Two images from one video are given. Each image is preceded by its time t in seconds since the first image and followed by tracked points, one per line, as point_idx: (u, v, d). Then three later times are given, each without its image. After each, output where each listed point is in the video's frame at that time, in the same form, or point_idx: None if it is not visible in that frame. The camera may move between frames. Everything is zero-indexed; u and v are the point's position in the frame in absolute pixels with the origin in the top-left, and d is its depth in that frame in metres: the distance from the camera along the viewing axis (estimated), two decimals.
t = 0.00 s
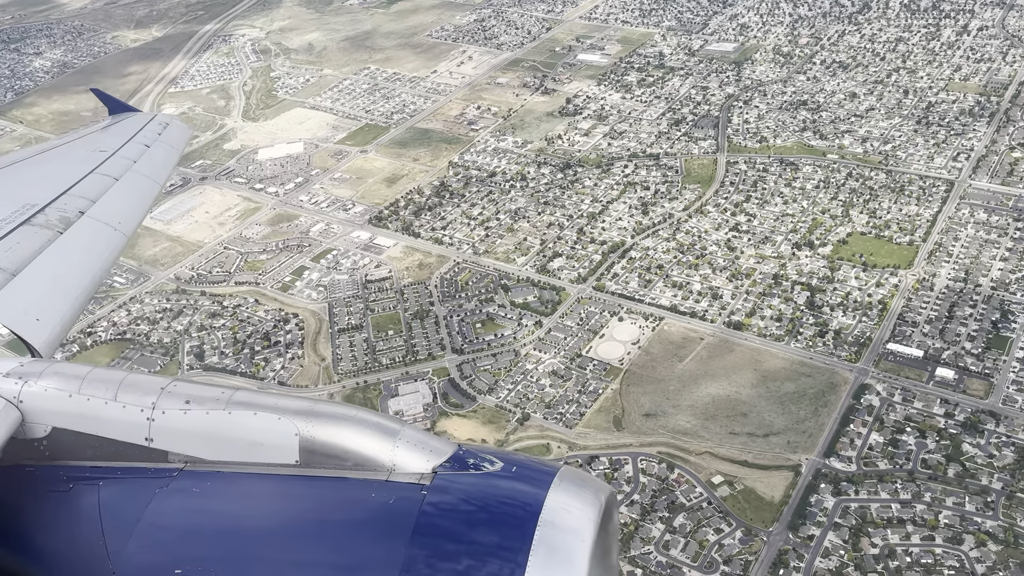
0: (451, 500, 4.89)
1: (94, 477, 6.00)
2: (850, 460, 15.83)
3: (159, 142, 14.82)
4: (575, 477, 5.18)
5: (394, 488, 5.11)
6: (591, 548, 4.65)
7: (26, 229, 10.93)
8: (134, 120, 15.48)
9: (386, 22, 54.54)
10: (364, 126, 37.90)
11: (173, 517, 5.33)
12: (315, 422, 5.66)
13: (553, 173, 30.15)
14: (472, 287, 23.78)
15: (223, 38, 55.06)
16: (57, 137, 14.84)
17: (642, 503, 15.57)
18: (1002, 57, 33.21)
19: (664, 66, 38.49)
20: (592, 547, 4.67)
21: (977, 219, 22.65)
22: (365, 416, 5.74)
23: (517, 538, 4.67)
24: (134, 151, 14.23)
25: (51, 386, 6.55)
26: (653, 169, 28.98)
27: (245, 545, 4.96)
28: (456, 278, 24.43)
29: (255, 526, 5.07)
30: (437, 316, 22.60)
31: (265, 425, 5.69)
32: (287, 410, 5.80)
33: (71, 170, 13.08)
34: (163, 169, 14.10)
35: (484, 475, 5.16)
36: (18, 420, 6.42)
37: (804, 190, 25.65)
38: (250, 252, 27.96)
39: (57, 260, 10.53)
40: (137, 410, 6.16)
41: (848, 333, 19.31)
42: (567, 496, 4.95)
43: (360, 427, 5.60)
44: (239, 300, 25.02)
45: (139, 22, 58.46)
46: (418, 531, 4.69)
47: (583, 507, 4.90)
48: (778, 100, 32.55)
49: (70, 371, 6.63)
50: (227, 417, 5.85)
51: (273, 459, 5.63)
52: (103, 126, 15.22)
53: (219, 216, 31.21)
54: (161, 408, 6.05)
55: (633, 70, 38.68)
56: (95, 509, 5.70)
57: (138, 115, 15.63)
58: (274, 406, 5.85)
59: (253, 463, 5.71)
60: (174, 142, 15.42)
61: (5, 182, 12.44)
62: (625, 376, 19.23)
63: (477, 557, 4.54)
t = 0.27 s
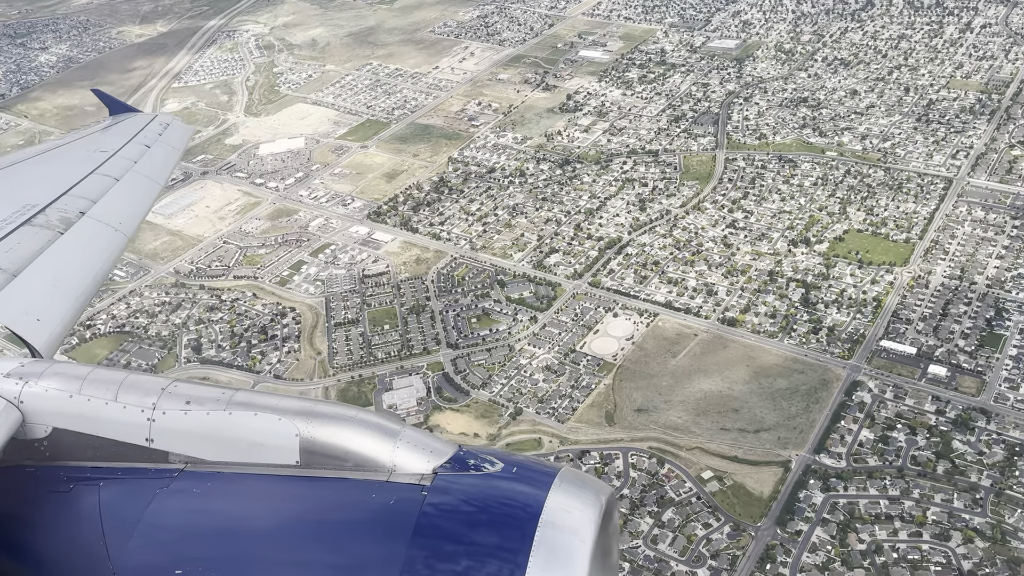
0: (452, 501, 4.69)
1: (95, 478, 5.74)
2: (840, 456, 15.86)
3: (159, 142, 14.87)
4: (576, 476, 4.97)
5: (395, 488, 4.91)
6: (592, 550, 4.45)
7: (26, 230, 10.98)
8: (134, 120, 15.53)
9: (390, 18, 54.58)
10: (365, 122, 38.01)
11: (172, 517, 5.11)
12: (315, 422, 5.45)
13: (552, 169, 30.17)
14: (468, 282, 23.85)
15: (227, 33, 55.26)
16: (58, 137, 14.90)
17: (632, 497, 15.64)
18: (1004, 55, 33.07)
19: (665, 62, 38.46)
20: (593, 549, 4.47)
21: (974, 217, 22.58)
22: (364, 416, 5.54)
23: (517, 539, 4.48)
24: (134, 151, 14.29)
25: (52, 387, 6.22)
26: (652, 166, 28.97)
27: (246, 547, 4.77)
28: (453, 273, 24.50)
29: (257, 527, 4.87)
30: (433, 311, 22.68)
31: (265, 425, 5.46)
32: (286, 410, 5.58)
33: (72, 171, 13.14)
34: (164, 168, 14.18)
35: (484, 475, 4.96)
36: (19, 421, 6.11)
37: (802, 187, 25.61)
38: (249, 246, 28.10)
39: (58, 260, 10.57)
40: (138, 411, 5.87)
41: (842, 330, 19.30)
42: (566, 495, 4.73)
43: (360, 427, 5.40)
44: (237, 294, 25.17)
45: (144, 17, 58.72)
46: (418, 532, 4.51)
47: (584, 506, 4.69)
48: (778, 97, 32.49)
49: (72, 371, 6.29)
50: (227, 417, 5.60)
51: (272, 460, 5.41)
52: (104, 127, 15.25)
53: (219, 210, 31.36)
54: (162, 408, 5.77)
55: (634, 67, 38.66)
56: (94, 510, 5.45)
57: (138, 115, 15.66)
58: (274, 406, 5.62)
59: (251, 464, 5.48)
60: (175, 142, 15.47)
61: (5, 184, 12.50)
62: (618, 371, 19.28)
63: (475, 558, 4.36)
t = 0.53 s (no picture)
0: (453, 501, 4.61)
1: (95, 478, 5.63)
2: (830, 453, 15.87)
3: (160, 142, 14.29)
4: (576, 476, 4.92)
5: (395, 489, 4.82)
6: (592, 551, 4.39)
7: (26, 231, 10.62)
8: (134, 119, 14.88)
9: (393, 14, 54.61)
10: (365, 118, 38.13)
11: (171, 517, 5.02)
12: (316, 422, 5.38)
13: (550, 165, 30.18)
14: (464, 278, 23.91)
15: (231, 29, 55.39)
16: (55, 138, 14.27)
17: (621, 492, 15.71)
18: (1007, 52, 32.92)
19: (666, 59, 38.40)
20: (593, 550, 4.40)
21: (970, 215, 22.53)
22: (365, 416, 5.46)
23: (518, 540, 4.41)
24: (136, 151, 13.71)
25: (52, 387, 6.12)
26: (650, 162, 28.96)
27: (247, 547, 4.67)
28: (450, 268, 24.57)
29: (258, 526, 4.77)
30: (429, 306, 22.76)
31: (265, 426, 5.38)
32: (287, 411, 5.51)
33: (72, 170, 12.70)
34: (166, 169, 13.63)
35: (484, 476, 4.88)
36: (18, 421, 6.00)
37: (799, 184, 25.57)
38: (248, 241, 28.23)
39: (58, 261, 10.24)
40: (138, 412, 5.78)
41: (836, 327, 19.30)
42: (566, 496, 4.68)
43: (359, 427, 5.32)
44: (235, 288, 25.30)
45: (149, 12, 58.90)
46: (418, 532, 4.42)
47: (584, 507, 4.63)
48: (778, 94, 32.41)
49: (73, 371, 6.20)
50: (227, 418, 5.52)
51: (273, 461, 5.33)
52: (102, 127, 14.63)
53: (219, 205, 31.52)
54: (162, 409, 5.69)
55: (635, 63, 38.61)
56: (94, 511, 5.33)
57: (138, 115, 14.99)
58: (275, 407, 5.55)
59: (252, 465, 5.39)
60: (177, 142, 14.86)
61: (4, 183, 12.10)
62: (611, 367, 19.33)
63: (475, 558, 4.28)
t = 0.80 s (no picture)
0: (454, 501, 4.35)
1: (96, 478, 5.29)
2: (819, 449, 15.90)
3: (160, 142, 14.14)
4: (576, 477, 4.69)
5: (395, 489, 4.54)
6: (594, 552, 4.16)
7: (26, 230, 10.41)
8: (134, 119, 14.73)
9: (396, 10, 54.69)
10: (366, 114, 38.24)
11: (171, 517, 4.70)
12: (317, 422, 5.05)
13: (549, 161, 30.20)
14: (460, 274, 23.97)
15: (235, 25, 55.56)
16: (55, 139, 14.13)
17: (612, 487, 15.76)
18: (1008, 50, 32.79)
19: (667, 56, 38.36)
20: (594, 551, 4.17)
21: (968, 212, 22.45)
22: (367, 417, 5.14)
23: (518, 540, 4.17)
24: (136, 151, 13.59)
25: (53, 387, 5.76)
26: (648, 159, 28.95)
27: (247, 547, 4.37)
28: (446, 264, 24.65)
29: (260, 527, 4.47)
30: (425, 302, 22.85)
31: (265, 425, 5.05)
32: (288, 410, 5.18)
33: (71, 171, 12.55)
34: (167, 168, 13.51)
35: (485, 476, 4.63)
36: (19, 422, 5.64)
37: (797, 181, 25.52)
38: (247, 236, 28.36)
39: (59, 260, 10.02)
40: (138, 412, 5.44)
41: (829, 324, 19.31)
42: (566, 495, 4.44)
43: (361, 426, 5.01)
44: (233, 283, 25.44)
45: (154, 8, 59.15)
46: (418, 532, 4.16)
47: (584, 507, 4.40)
48: (778, 92, 32.33)
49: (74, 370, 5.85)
50: (227, 418, 5.18)
51: (271, 461, 5.00)
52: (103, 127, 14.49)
53: (219, 200, 31.67)
54: (162, 409, 5.35)
55: (636, 60, 38.58)
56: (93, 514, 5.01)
57: (138, 115, 14.86)
58: (275, 406, 5.22)
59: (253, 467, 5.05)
60: (177, 142, 14.71)
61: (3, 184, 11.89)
62: (604, 363, 19.39)
63: (475, 558, 4.03)
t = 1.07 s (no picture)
0: (455, 501, 4.58)
1: (96, 478, 5.59)
2: (809, 445, 15.92)
3: (160, 142, 14.20)
4: (577, 476, 4.87)
5: (396, 488, 4.79)
6: (593, 550, 4.34)
7: (27, 231, 10.50)
8: (134, 120, 14.82)
9: (399, 7, 54.72)
10: (367, 110, 38.33)
11: (172, 517, 4.97)
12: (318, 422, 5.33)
13: (548, 158, 30.23)
14: (456, 270, 24.06)
15: (239, 22, 55.68)
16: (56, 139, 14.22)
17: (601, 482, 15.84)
18: (1010, 48, 32.64)
19: (668, 53, 38.28)
20: (593, 549, 4.36)
21: (964, 210, 22.42)
22: (366, 417, 5.42)
23: (518, 539, 4.37)
24: (136, 151, 13.65)
25: (52, 387, 6.05)
26: (647, 156, 28.96)
27: (247, 546, 4.61)
28: (443, 260, 24.74)
29: (257, 525, 4.72)
30: (420, 297, 22.93)
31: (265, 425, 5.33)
32: (287, 410, 5.46)
33: (71, 171, 12.63)
34: (167, 168, 13.56)
35: (485, 475, 4.86)
36: (19, 422, 5.92)
37: (794, 179, 25.50)
38: (246, 232, 28.51)
39: (60, 261, 10.10)
40: (138, 412, 5.72)
41: (823, 322, 19.30)
42: (567, 495, 4.63)
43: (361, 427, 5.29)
44: (231, 278, 25.58)
45: (159, 5, 59.29)
46: (418, 532, 4.38)
47: (584, 507, 4.59)
48: (778, 89, 32.23)
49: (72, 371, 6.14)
50: (228, 418, 5.46)
51: (272, 461, 5.26)
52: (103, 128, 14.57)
53: (219, 196, 31.83)
54: (162, 409, 5.63)
55: (637, 57, 38.52)
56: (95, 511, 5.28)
57: (138, 115, 14.94)
58: (275, 407, 5.49)
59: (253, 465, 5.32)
60: (176, 142, 14.77)
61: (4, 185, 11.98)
62: (598, 359, 19.44)
63: (474, 557, 4.23)
